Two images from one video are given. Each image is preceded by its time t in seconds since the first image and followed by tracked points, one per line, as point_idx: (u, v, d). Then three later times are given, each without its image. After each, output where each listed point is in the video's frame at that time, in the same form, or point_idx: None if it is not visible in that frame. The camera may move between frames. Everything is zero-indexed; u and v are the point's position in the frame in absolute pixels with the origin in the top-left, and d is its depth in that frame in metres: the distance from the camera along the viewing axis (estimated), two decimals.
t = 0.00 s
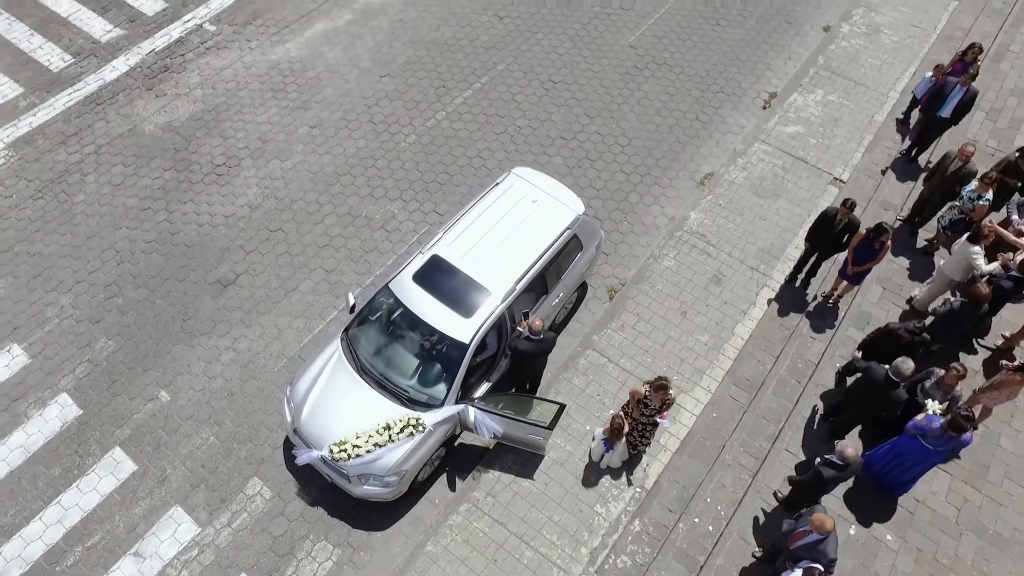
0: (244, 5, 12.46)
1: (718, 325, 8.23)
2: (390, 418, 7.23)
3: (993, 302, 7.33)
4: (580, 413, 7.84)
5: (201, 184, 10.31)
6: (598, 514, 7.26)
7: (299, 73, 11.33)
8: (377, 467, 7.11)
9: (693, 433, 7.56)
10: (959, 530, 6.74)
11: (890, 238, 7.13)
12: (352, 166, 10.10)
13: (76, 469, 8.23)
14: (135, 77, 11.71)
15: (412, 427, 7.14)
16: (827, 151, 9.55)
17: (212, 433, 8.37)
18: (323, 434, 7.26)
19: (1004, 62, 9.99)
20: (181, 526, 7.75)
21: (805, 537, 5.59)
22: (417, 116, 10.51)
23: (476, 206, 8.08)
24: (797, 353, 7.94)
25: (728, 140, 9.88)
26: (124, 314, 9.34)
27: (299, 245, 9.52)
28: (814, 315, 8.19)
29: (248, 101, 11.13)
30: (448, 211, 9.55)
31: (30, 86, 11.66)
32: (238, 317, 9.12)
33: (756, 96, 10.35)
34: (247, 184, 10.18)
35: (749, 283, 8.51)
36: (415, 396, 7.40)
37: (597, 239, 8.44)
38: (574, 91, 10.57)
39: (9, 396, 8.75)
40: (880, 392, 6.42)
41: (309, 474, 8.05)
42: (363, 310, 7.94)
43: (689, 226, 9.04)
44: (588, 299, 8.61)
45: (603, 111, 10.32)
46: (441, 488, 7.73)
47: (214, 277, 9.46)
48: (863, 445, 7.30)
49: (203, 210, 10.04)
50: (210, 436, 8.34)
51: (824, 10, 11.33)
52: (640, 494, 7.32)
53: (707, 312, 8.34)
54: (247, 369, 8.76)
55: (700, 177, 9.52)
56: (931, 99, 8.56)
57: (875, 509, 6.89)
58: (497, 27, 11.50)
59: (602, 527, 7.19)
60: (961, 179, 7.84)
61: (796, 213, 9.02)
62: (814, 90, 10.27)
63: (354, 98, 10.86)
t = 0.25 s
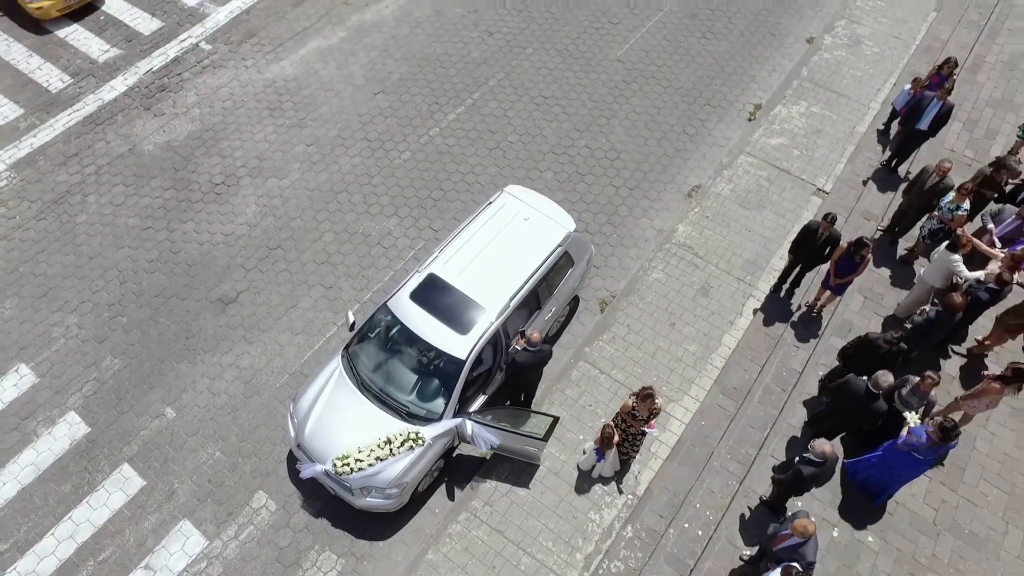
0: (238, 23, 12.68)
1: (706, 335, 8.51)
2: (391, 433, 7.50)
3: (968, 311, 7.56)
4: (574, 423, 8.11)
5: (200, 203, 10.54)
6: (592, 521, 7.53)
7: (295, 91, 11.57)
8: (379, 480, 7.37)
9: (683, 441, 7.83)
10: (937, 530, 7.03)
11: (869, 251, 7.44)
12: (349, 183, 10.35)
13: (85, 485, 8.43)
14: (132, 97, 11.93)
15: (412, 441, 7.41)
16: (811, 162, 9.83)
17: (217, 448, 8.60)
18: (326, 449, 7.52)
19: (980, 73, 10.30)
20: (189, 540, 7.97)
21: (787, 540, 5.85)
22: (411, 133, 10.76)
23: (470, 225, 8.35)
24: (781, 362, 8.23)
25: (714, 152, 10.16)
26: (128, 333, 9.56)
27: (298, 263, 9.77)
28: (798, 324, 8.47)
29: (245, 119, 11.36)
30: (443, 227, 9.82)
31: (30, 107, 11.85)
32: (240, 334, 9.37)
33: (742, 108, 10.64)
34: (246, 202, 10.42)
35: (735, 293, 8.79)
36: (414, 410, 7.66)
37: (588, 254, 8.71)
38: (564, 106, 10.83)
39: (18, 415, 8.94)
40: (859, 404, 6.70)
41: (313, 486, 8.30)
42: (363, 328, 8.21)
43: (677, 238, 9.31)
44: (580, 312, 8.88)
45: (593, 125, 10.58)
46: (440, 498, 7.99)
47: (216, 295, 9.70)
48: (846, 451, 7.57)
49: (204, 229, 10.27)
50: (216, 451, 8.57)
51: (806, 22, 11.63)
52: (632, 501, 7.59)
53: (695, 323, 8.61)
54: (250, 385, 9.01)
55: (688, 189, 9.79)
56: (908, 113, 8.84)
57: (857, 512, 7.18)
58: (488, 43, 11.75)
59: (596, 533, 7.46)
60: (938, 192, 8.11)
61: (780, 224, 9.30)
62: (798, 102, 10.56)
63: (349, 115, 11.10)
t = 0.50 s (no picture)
0: (232, 41, 12.90)
1: (693, 345, 8.79)
2: (390, 447, 7.76)
3: (943, 320, 7.83)
4: (566, 434, 8.38)
5: (199, 223, 10.77)
6: (585, 528, 7.81)
7: (289, 110, 11.81)
8: (379, 493, 7.64)
9: (672, 448, 8.11)
10: (915, 530, 7.33)
11: (849, 265, 7.76)
12: (344, 201, 10.60)
13: (94, 502, 8.65)
14: (129, 117, 12.14)
15: (411, 455, 7.68)
16: (793, 173, 10.13)
17: (221, 464, 8.84)
18: (328, 464, 7.78)
19: (956, 83, 10.60)
20: (196, 553, 8.21)
21: (772, 546, 6.15)
22: (404, 150, 11.02)
23: (464, 244, 8.63)
24: (766, 370, 8.51)
25: (699, 164, 10.44)
26: (132, 352, 9.78)
27: (296, 280, 10.03)
28: (782, 333, 8.76)
29: (241, 138, 11.59)
30: (437, 243, 10.07)
31: (29, 129, 12.05)
32: (241, 351, 9.62)
33: (726, 120, 10.93)
34: (244, 221, 10.66)
35: (721, 304, 9.08)
36: (412, 425, 7.92)
37: (578, 269, 8.97)
38: (553, 120, 11.09)
39: (26, 435, 9.15)
40: (840, 414, 7.04)
41: (315, 499, 8.56)
42: (361, 345, 8.48)
43: (664, 250, 9.58)
44: (571, 324, 9.14)
45: (582, 139, 10.85)
46: (439, 508, 8.26)
47: (217, 313, 9.95)
48: (828, 456, 7.86)
49: (203, 248, 10.51)
50: (220, 467, 8.81)
51: (788, 34, 11.94)
52: (623, 508, 7.87)
53: (683, 333, 8.89)
54: (252, 401, 9.26)
55: (674, 202, 10.06)
56: (886, 129, 9.16)
57: (839, 515, 7.48)
58: (478, 58, 12.00)
59: (589, 539, 7.74)
60: (914, 205, 8.39)
61: (764, 235, 9.58)
62: (781, 114, 10.86)
63: (343, 133, 11.34)
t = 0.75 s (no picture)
0: (224, 61, 13.12)
1: (680, 354, 9.06)
2: (388, 461, 8.03)
3: (917, 328, 8.00)
4: (559, 443, 8.64)
5: (196, 242, 11.01)
6: (578, 534, 8.07)
7: (282, 128, 12.04)
8: (379, 506, 7.91)
9: (661, 456, 8.38)
10: (894, 530, 7.61)
11: (828, 276, 8.07)
12: (338, 219, 10.85)
13: (101, 520, 8.85)
14: (124, 138, 12.34)
15: (409, 469, 7.95)
16: (775, 184, 10.42)
17: (225, 480, 9.07)
18: (329, 479, 8.04)
19: (931, 93, 10.91)
20: (202, 568, 8.44)
21: (750, 551, 6.53)
22: (395, 166, 11.26)
23: (455, 262, 8.90)
24: (750, 378, 8.79)
25: (684, 176, 10.71)
26: (134, 371, 9.99)
27: (293, 298, 10.28)
28: (766, 341, 9.04)
29: (236, 157, 11.82)
30: (430, 258, 10.33)
31: (25, 152, 12.24)
32: (241, 369, 9.87)
33: (710, 131, 11.21)
34: (240, 240, 10.90)
35: (706, 313, 9.35)
36: (409, 439, 8.19)
37: (567, 283, 9.25)
38: (541, 135, 11.35)
39: (32, 455, 9.33)
40: (815, 420, 7.45)
41: (317, 512, 8.81)
42: (358, 362, 8.74)
43: (651, 262, 9.85)
44: (561, 336, 9.40)
45: (569, 152, 11.11)
46: (437, 518, 8.51)
47: (216, 332, 10.19)
48: (810, 461, 8.15)
49: (201, 268, 10.75)
50: (222, 483, 9.04)
51: (769, 45, 12.25)
52: (614, 514, 8.14)
53: (670, 343, 9.15)
54: (253, 418, 9.50)
55: (660, 213, 10.33)
56: (863, 140, 9.42)
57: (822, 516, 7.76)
58: (466, 74, 12.24)
59: (582, 545, 8.01)
60: (888, 216, 8.60)
61: (748, 245, 9.87)
62: (763, 125, 11.15)
63: (335, 151, 11.57)
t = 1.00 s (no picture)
0: (215, 81, 13.32)
1: (666, 363, 9.32)
2: (386, 475, 8.30)
3: (889, 335, 8.34)
4: (550, 453, 8.89)
5: (192, 262, 11.23)
6: (571, 541, 8.31)
7: (274, 147, 12.26)
8: (378, 518, 8.16)
9: (649, 463, 8.63)
10: (874, 530, 7.89)
11: (806, 287, 8.36)
12: (331, 236, 11.10)
13: (107, 538, 9.03)
14: (119, 160, 12.53)
15: (406, 482, 8.22)
16: (756, 194, 10.72)
17: (227, 496, 9.27)
18: (329, 494, 8.29)
19: (905, 102, 11.23)
20: None
21: (733, 556, 6.84)
22: (386, 183, 11.51)
23: (446, 280, 9.17)
24: (734, 385, 9.06)
25: (668, 187, 10.98)
26: (135, 391, 10.17)
27: (289, 315, 10.52)
28: (749, 348, 9.31)
29: (229, 177, 12.03)
30: (422, 274, 10.58)
31: (20, 175, 12.40)
32: (239, 387, 10.09)
33: (693, 142, 11.49)
34: (236, 260, 11.14)
35: (691, 322, 9.63)
36: (405, 453, 8.45)
37: (555, 297, 9.54)
38: (528, 149, 11.61)
39: (37, 476, 9.48)
40: (792, 426, 7.70)
41: (317, 525, 9.04)
42: (354, 379, 8.99)
43: (637, 273, 10.12)
44: (551, 348, 9.66)
45: (556, 166, 11.37)
46: (433, 528, 8.72)
47: (214, 350, 10.41)
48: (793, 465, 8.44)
49: (198, 288, 10.97)
50: (224, 499, 9.24)
51: (748, 55, 12.55)
52: (605, 521, 8.39)
53: (656, 352, 9.42)
54: (253, 434, 9.71)
55: (646, 225, 10.61)
56: (840, 151, 9.67)
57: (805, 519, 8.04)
58: (453, 90, 12.49)
59: (575, 552, 8.25)
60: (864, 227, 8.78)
61: (730, 255, 10.16)
62: (744, 135, 11.43)
63: (327, 169, 11.81)
